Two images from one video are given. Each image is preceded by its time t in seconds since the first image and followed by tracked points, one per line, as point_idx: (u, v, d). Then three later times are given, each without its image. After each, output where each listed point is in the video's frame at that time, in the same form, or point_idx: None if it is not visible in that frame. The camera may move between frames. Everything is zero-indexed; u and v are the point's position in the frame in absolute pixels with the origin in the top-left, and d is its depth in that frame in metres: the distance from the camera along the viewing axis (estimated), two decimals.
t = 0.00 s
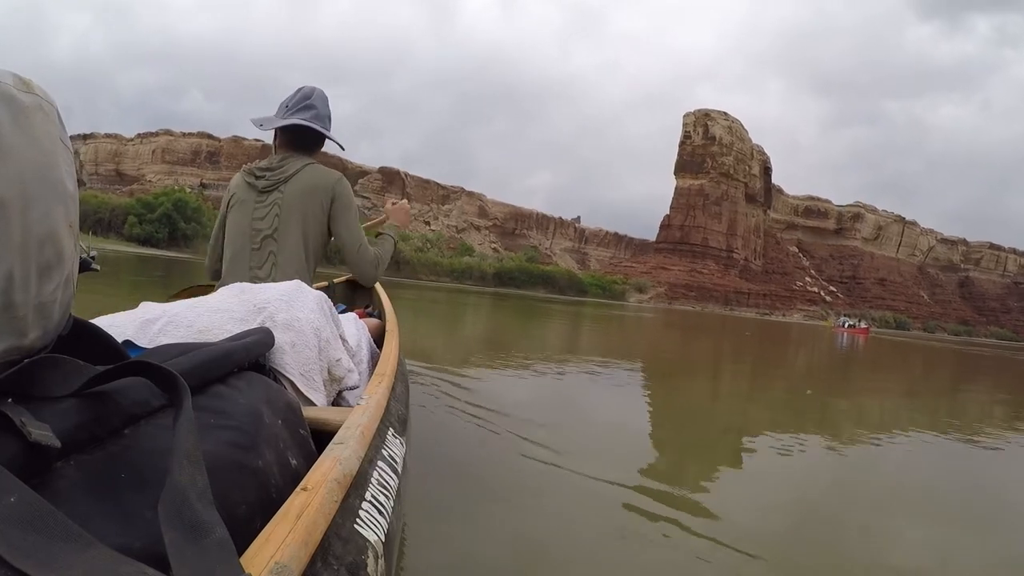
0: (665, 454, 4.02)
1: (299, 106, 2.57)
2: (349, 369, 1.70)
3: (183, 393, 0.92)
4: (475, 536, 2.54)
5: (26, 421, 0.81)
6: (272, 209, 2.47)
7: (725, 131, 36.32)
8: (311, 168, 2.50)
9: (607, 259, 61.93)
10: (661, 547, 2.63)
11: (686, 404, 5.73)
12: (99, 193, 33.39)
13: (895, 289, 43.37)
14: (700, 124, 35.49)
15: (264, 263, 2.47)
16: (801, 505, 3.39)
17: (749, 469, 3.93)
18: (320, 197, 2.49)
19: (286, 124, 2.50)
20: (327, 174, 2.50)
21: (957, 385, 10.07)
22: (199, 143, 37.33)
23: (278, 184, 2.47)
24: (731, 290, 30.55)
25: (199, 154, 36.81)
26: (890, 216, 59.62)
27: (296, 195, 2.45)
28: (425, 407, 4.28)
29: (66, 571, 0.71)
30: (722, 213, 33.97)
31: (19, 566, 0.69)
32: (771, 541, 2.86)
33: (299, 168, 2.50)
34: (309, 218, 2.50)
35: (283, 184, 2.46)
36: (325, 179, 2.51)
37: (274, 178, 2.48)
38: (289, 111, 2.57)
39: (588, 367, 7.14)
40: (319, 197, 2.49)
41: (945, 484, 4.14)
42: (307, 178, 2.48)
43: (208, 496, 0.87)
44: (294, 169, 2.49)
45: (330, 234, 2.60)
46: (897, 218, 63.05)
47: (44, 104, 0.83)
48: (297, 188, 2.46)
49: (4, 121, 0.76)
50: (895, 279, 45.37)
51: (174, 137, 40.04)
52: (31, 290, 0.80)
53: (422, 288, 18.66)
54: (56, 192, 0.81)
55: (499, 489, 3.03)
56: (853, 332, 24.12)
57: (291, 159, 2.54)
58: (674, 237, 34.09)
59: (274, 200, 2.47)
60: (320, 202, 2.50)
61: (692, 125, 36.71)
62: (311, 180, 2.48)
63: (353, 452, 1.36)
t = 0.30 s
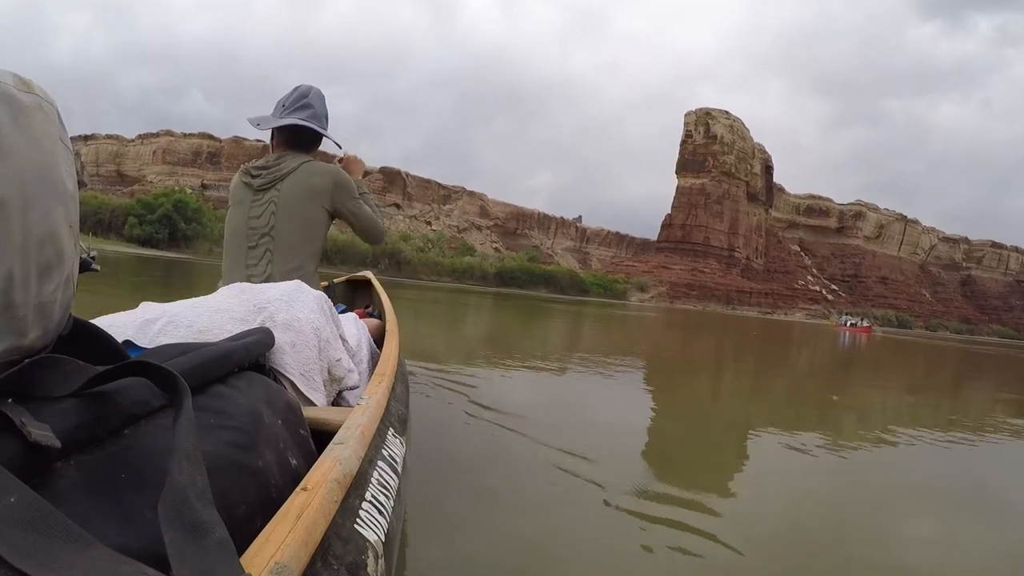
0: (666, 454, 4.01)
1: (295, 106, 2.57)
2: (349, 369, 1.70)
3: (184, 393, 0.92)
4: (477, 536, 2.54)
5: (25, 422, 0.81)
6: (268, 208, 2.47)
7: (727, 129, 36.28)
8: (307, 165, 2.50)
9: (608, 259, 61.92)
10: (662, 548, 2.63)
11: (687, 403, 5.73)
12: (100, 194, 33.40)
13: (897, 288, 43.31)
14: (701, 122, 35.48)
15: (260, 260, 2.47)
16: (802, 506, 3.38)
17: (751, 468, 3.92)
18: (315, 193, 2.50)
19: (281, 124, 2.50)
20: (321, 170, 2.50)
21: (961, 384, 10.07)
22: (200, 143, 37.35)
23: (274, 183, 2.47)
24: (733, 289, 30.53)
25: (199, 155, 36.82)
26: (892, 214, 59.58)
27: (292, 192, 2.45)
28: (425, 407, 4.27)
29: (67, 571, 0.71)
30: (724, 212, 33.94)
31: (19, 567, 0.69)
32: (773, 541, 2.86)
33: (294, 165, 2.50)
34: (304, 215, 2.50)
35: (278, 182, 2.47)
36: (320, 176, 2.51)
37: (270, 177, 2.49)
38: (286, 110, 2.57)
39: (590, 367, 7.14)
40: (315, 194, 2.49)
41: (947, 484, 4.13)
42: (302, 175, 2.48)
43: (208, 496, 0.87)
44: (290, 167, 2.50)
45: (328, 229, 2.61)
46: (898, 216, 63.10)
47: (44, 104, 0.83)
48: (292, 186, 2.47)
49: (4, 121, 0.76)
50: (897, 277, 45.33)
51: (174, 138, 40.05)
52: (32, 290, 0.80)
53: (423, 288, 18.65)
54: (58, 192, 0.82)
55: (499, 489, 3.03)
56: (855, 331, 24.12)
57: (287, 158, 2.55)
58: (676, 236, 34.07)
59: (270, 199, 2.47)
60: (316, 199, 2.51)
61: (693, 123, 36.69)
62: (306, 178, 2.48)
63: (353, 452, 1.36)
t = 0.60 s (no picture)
0: (667, 454, 4.00)
1: (303, 109, 2.57)
2: (349, 369, 1.70)
3: (184, 393, 0.92)
4: (476, 536, 2.54)
5: (26, 423, 0.81)
6: (274, 208, 2.46)
7: (727, 128, 36.26)
8: (313, 166, 2.51)
9: (609, 258, 61.85)
10: (661, 549, 2.62)
11: (690, 402, 5.72)
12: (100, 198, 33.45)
13: (899, 285, 43.24)
14: (702, 121, 35.49)
15: (266, 259, 2.46)
16: (805, 505, 3.38)
17: (753, 468, 3.91)
18: (321, 193, 2.51)
19: (289, 126, 2.50)
20: (328, 171, 2.51)
21: (963, 380, 10.05)
22: (200, 147, 37.41)
23: (280, 183, 2.47)
24: (735, 287, 30.52)
25: (200, 159, 36.88)
26: (893, 211, 59.55)
27: (298, 192, 2.46)
28: (426, 408, 4.27)
29: (69, 572, 0.71)
30: (725, 210, 33.92)
31: (19, 567, 0.69)
32: (776, 540, 2.86)
33: (300, 166, 2.50)
34: (310, 215, 2.52)
35: (285, 182, 2.47)
36: (326, 176, 2.52)
37: (276, 177, 2.48)
38: (293, 113, 2.58)
39: (592, 367, 7.13)
40: (321, 194, 2.51)
41: (947, 483, 4.12)
42: (309, 176, 2.49)
43: (207, 496, 0.87)
44: (296, 167, 2.50)
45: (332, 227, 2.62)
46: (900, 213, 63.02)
47: (44, 104, 0.83)
48: (299, 187, 2.47)
49: (5, 121, 0.76)
50: (899, 274, 45.25)
51: (174, 143, 40.11)
52: (32, 290, 0.80)
53: (424, 290, 18.66)
54: (57, 192, 0.82)
55: (499, 489, 3.03)
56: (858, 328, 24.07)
57: (292, 158, 2.55)
58: (677, 235, 34.04)
59: (276, 199, 2.47)
60: (322, 200, 2.53)
61: (694, 122, 36.68)
62: (313, 178, 2.49)
63: (353, 452, 1.36)
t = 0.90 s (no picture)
0: (669, 451, 3.97)
1: (307, 109, 2.58)
2: (349, 370, 1.70)
3: (183, 393, 0.92)
4: (476, 538, 2.52)
5: (26, 423, 0.81)
6: (277, 211, 2.47)
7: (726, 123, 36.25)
8: (319, 170, 2.53)
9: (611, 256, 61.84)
10: (661, 549, 2.59)
11: (693, 399, 5.70)
12: (100, 205, 33.50)
13: (901, 277, 43.19)
14: (701, 116, 35.49)
15: (268, 263, 2.47)
16: (809, 500, 3.37)
17: (755, 464, 3.88)
18: (324, 198, 2.54)
19: (294, 126, 2.50)
20: (332, 176, 2.54)
21: (968, 371, 10.04)
22: (200, 152, 37.49)
23: (285, 186, 2.47)
24: (738, 283, 30.50)
25: (199, 163, 36.93)
26: (894, 203, 59.54)
27: (304, 196, 2.48)
28: (428, 409, 4.25)
29: (69, 573, 0.71)
30: (726, 206, 33.88)
31: (18, 567, 0.69)
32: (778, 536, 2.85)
33: (304, 169, 2.51)
34: (313, 219, 2.53)
35: (289, 185, 2.47)
36: (330, 181, 2.55)
37: (280, 180, 2.48)
38: (297, 113, 2.58)
39: (596, 365, 7.13)
40: (324, 199, 2.53)
41: (952, 476, 4.08)
42: (314, 180, 2.51)
43: (206, 497, 0.87)
44: (301, 171, 2.51)
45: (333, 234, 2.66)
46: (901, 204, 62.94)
47: (43, 106, 0.83)
48: (303, 191, 2.49)
49: (3, 123, 0.76)
50: (902, 266, 45.16)
51: (173, 149, 40.16)
52: (32, 292, 0.80)
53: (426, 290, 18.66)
54: (57, 193, 0.82)
55: (499, 490, 3.01)
56: (861, 321, 24.05)
57: (296, 161, 2.55)
58: (678, 231, 34.02)
59: (280, 202, 2.47)
60: (324, 204, 2.55)
61: (692, 117, 36.66)
62: (318, 182, 2.51)
63: (352, 453, 1.36)
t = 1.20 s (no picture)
0: (671, 451, 3.94)
1: (310, 106, 2.58)
2: (347, 369, 1.70)
3: (181, 393, 0.92)
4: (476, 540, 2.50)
5: (24, 422, 0.81)
6: (280, 215, 2.47)
7: (729, 120, 36.21)
8: (322, 174, 2.55)
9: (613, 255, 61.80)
10: (663, 550, 2.57)
11: (696, 398, 5.68)
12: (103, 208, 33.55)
13: (904, 274, 43.10)
14: (703, 114, 35.47)
15: (268, 267, 2.47)
16: (811, 499, 3.36)
17: (757, 464, 3.85)
18: (326, 202, 2.56)
19: (299, 121, 2.50)
20: (335, 182, 2.56)
21: (972, 367, 10.02)
22: (202, 154, 37.53)
23: (288, 189, 2.47)
24: (741, 281, 30.46)
25: (201, 165, 36.96)
26: (897, 200, 59.47)
27: (308, 201, 2.50)
28: (427, 410, 4.22)
29: (66, 573, 0.71)
30: (729, 203, 33.83)
31: (18, 566, 0.69)
32: (781, 537, 2.83)
33: (308, 173, 2.52)
34: (314, 225, 2.56)
35: (294, 189, 2.48)
36: (332, 187, 2.57)
37: (284, 182, 2.48)
38: (300, 108, 2.58)
39: (599, 364, 7.12)
40: (325, 204, 2.56)
41: (952, 474, 4.06)
42: (317, 185, 2.53)
43: (204, 497, 0.87)
44: (304, 174, 2.51)
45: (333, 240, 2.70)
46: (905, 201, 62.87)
47: (41, 105, 0.84)
48: (307, 196, 2.51)
49: (2, 122, 0.77)
50: (905, 263, 45.09)
51: (175, 151, 40.24)
52: (30, 290, 0.80)
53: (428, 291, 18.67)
54: (56, 192, 0.82)
55: (499, 492, 2.99)
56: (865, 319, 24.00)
57: (299, 162, 2.55)
58: (681, 230, 33.97)
59: (283, 206, 2.47)
60: (326, 208, 2.58)
61: (695, 115, 36.63)
62: (321, 187, 2.53)
63: (350, 452, 1.36)
